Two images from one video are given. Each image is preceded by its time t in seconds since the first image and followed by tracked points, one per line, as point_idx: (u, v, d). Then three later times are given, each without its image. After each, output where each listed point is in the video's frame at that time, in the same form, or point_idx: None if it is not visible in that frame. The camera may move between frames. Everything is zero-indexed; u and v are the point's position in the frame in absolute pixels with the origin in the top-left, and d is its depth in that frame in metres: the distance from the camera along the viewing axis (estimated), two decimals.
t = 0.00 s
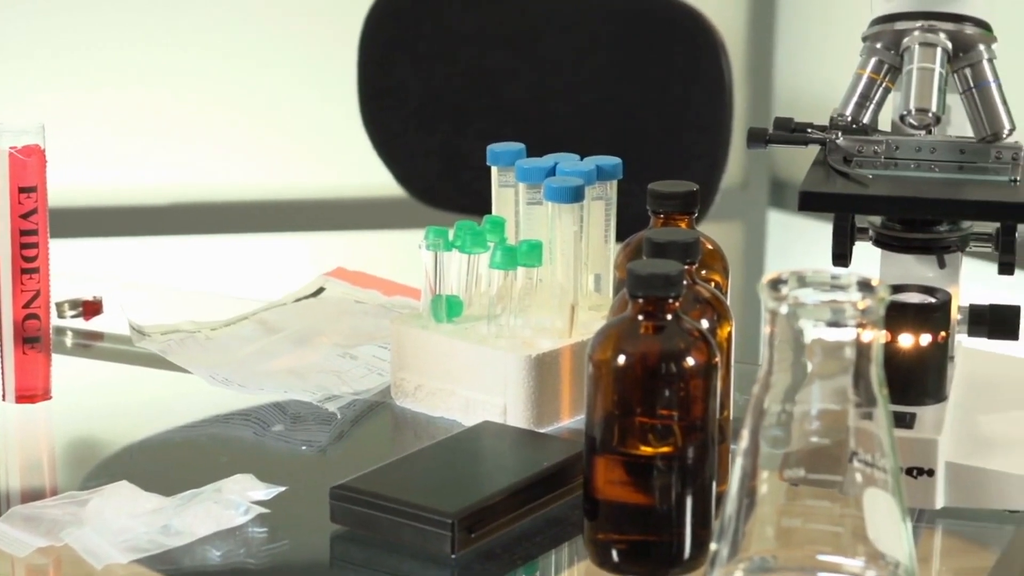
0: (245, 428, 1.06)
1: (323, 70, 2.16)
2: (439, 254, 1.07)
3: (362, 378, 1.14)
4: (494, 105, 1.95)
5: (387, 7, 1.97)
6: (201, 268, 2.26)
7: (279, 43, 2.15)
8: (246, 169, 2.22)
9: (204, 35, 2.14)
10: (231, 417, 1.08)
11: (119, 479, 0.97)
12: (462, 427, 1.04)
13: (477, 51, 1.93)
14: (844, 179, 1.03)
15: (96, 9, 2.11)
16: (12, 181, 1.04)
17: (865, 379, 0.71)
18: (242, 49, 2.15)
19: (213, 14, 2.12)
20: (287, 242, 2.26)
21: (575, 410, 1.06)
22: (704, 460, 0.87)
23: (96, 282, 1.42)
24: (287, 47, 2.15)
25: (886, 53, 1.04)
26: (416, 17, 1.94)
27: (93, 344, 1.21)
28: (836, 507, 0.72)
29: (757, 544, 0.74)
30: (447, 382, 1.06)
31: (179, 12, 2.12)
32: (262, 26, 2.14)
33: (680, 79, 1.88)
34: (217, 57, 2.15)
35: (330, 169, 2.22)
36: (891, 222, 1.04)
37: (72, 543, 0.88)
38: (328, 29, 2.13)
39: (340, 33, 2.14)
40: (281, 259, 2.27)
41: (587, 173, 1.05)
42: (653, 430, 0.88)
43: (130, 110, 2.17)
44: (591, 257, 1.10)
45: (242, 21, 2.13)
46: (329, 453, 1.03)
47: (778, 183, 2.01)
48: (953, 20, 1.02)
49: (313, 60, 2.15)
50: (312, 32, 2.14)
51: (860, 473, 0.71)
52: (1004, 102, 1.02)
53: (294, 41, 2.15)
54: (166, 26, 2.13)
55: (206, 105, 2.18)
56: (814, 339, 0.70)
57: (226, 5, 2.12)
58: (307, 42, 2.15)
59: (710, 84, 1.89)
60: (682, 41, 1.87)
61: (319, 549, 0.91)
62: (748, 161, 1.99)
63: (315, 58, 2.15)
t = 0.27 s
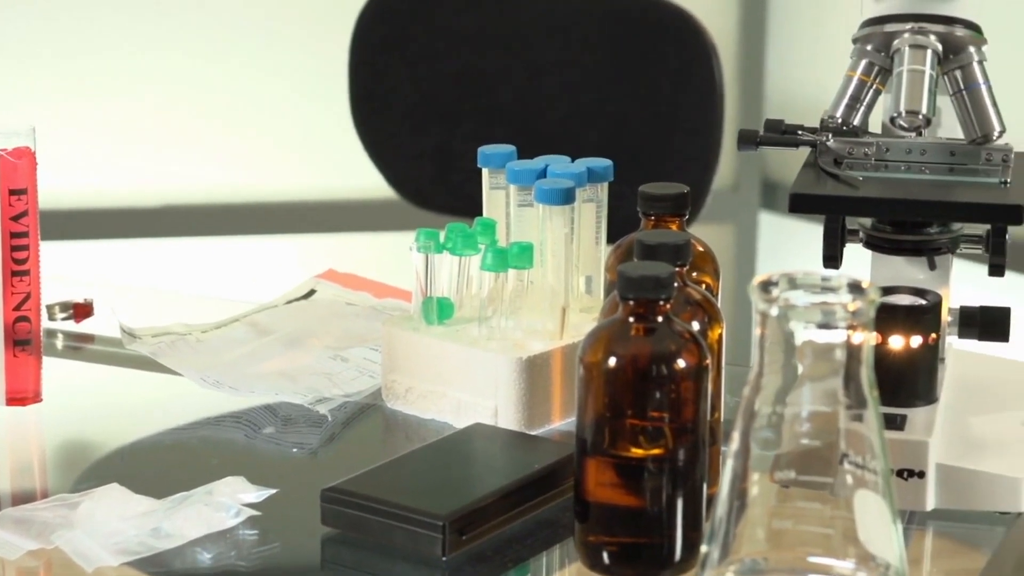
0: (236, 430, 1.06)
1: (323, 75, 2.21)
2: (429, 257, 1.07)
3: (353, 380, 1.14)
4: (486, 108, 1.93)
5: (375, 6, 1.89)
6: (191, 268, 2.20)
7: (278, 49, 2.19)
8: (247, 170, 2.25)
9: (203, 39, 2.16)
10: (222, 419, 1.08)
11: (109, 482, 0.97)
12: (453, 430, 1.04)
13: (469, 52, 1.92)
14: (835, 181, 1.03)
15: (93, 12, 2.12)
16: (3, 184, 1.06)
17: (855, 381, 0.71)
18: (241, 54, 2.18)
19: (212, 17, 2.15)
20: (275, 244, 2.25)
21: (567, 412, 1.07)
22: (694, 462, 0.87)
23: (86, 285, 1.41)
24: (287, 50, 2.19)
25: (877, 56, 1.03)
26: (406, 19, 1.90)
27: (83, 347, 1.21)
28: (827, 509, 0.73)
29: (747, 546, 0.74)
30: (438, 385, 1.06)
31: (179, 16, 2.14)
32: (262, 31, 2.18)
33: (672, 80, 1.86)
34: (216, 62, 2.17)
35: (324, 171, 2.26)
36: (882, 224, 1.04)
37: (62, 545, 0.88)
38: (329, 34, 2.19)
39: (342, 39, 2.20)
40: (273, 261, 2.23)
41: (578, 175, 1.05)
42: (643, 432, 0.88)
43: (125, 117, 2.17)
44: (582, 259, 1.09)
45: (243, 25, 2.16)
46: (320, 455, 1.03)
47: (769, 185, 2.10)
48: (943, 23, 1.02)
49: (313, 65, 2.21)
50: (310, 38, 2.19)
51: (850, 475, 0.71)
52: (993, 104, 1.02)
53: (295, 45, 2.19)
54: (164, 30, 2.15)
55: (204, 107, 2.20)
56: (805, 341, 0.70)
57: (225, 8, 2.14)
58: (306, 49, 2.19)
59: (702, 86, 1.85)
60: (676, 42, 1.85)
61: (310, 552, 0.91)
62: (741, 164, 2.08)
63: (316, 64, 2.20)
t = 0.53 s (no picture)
0: (229, 437, 1.06)
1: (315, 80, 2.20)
2: (423, 263, 1.07)
3: (346, 387, 1.14)
4: (480, 114, 1.94)
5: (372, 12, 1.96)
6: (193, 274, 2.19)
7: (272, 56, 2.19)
8: (236, 176, 2.24)
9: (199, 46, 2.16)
10: (215, 426, 1.07)
11: (102, 489, 0.97)
12: (446, 437, 1.04)
13: (462, 59, 1.92)
14: (827, 188, 1.03)
15: (90, 16, 2.12)
16: None
17: (848, 388, 0.71)
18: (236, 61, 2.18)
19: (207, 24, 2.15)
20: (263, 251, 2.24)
21: (559, 419, 1.06)
22: (687, 468, 0.87)
23: (80, 292, 1.41)
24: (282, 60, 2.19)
25: (869, 62, 1.04)
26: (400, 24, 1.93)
27: (76, 354, 1.21)
28: (820, 515, 0.73)
29: (740, 552, 0.75)
30: (431, 391, 1.06)
31: (174, 22, 2.14)
32: (257, 38, 2.17)
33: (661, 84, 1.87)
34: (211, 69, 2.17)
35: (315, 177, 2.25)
36: (874, 231, 1.04)
37: (55, 552, 0.88)
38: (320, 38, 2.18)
39: (330, 44, 2.18)
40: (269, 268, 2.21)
41: (571, 182, 1.05)
42: (636, 439, 0.88)
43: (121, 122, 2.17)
44: (575, 266, 1.09)
45: (239, 32, 2.16)
46: (313, 462, 1.02)
47: (762, 192, 2.09)
48: (935, 29, 1.02)
49: (304, 69, 2.19)
50: (304, 43, 2.18)
51: (843, 481, 0.72)
52: (985, 110, 1.02)
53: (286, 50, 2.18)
54: (160, 35, 2.15)
55: (198, 114, 2.20)
56: (797, 348, 0.70)
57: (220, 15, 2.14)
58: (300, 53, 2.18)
59: (690, 89, 1.88)
60: (667, 50, 1.87)
61: (302, 559, 0.91)
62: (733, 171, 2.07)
63: (306, 70, 2.19)
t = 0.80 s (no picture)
0: (221, 444, 1.06)
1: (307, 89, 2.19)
2: (415, 271, 1.07)
3: (339, 395, 1.14)
4: (473, 121, 1.92)
5: (362, 20, 1.91)
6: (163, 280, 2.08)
7: (268, 63, 2.18)
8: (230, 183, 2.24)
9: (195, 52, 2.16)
10: (207, 434, 1.07)
11: (94, 497, 0.97)
12: (439, 444, 1.04)
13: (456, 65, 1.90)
14: (819, 196, 1.03)
15: (84, 23, 2.13)
16: None
17: (840, 396, 0.71)
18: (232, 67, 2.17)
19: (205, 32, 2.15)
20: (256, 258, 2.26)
21: (552, 426, 1.07)
22: (680, 475, 0.87)
23: (72, 299, 1.41)
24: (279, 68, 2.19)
25: (860, 70, 1.04)
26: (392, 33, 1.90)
27: (69, 361, 1.21)
28: (812, 523, 0.72)
29: (733, 560, 0.73)
30: (423, 399, 1.06)
31: (171, 29, 2.15)
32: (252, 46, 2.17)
33: (655, 91, 1.83)
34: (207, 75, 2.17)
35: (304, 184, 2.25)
36: (866, 237, 1.05)
37: (47, 560, 0.87)
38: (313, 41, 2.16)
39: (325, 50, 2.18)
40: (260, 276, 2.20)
41: (564, 189, 1.05)
42: (629, 446, 0.88)
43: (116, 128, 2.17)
44: (568, 273, 1.09)
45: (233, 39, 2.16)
46: (305, 469, 1.03)
47: (755, 199, 2.10)
48: (927, 37, 1.02)
49: (297, 76, 2.18)
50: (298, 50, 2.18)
51: (835, 488, 0.71)
52: (977, 118, 1.02)
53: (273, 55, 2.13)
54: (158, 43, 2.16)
55: (193, 120, 2.20)
56: (789, 354, 0.70)
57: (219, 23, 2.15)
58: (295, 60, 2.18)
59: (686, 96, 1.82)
60: (661, 55, 1.83)
61: (294, 564, 0.91)
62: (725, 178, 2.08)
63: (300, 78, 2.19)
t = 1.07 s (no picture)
0: (214, 453, 1.06)
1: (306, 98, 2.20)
2: (408, 279, 1.07)
3: (331, 403, 1.14)
4: (465, 129, 1.92)
5: (356, 26, 1.92)
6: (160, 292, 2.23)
7: (266, 73, 2.20)
8: (227, 196, 2.26)
9: (194, 60, 2.17)
10: (199, 442, 1.07)
11: (86, 505, 0.97)
12: (431, 452, 1.04)
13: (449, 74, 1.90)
14: (811, 204, 1.03)
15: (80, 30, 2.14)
16: None
17: (832, 404, 0.71)
18: (228, 77, 2.19)
19: (205, 39, 2.17)
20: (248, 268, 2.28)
21: (544, 435, 1.06)
22: (672, 483, 0.86)
23: (65, 308, 1.41)
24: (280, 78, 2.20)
25: (852, 78, 1.04)
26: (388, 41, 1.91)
27: (61, 369, 1.21)
28: (805, 531, 0.72)
29: (726, 568, 0.72)
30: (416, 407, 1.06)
31: (170, 37, 2.16)
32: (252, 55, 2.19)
33: (646, 100, 1.82)
34: (203, 83, 2.19)
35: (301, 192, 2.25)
36: (858, 246, 1.05)
37: (38, 569, 0.87)
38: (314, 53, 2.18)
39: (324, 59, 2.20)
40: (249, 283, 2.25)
41: (556, 198, 1.05)
42: (621, 455, 0.87)
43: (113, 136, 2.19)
44: (560, 281, 1.09)
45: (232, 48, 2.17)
46: (297, 478, 1.02)
47: (748, 208, 2.12)
48: (918, 46, 1.02)
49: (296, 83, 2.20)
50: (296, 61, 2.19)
51: (827, 497, 0.71)
52: (969, 127, 1.02)
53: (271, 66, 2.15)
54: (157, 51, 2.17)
55: (188, 128, 2.21)
56: (781, 363, 0.70)
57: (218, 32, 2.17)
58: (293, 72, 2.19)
59: (677, 108, 1.81)
60: (653, 66, 1.82)
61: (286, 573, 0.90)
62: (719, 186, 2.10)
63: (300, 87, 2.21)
